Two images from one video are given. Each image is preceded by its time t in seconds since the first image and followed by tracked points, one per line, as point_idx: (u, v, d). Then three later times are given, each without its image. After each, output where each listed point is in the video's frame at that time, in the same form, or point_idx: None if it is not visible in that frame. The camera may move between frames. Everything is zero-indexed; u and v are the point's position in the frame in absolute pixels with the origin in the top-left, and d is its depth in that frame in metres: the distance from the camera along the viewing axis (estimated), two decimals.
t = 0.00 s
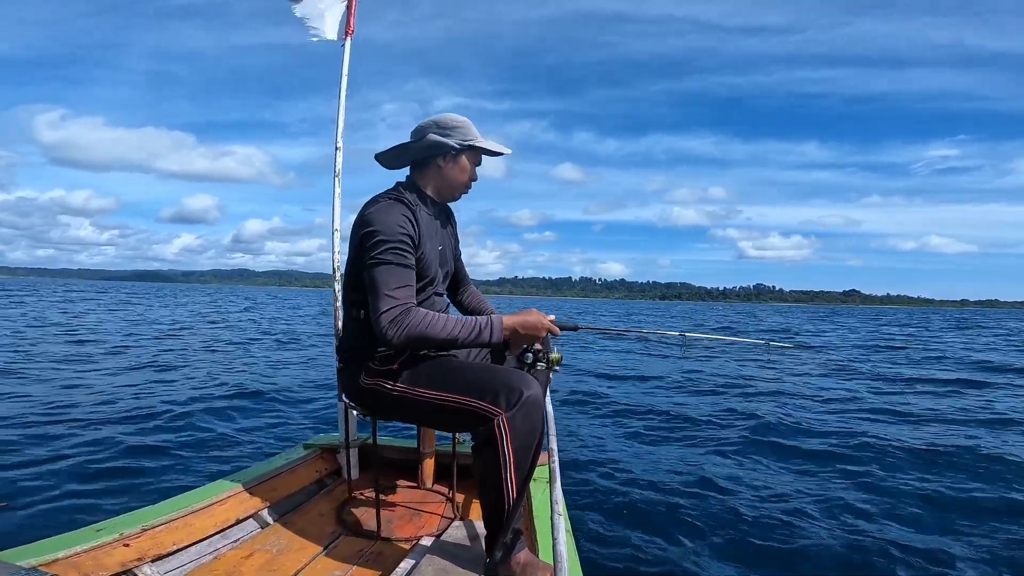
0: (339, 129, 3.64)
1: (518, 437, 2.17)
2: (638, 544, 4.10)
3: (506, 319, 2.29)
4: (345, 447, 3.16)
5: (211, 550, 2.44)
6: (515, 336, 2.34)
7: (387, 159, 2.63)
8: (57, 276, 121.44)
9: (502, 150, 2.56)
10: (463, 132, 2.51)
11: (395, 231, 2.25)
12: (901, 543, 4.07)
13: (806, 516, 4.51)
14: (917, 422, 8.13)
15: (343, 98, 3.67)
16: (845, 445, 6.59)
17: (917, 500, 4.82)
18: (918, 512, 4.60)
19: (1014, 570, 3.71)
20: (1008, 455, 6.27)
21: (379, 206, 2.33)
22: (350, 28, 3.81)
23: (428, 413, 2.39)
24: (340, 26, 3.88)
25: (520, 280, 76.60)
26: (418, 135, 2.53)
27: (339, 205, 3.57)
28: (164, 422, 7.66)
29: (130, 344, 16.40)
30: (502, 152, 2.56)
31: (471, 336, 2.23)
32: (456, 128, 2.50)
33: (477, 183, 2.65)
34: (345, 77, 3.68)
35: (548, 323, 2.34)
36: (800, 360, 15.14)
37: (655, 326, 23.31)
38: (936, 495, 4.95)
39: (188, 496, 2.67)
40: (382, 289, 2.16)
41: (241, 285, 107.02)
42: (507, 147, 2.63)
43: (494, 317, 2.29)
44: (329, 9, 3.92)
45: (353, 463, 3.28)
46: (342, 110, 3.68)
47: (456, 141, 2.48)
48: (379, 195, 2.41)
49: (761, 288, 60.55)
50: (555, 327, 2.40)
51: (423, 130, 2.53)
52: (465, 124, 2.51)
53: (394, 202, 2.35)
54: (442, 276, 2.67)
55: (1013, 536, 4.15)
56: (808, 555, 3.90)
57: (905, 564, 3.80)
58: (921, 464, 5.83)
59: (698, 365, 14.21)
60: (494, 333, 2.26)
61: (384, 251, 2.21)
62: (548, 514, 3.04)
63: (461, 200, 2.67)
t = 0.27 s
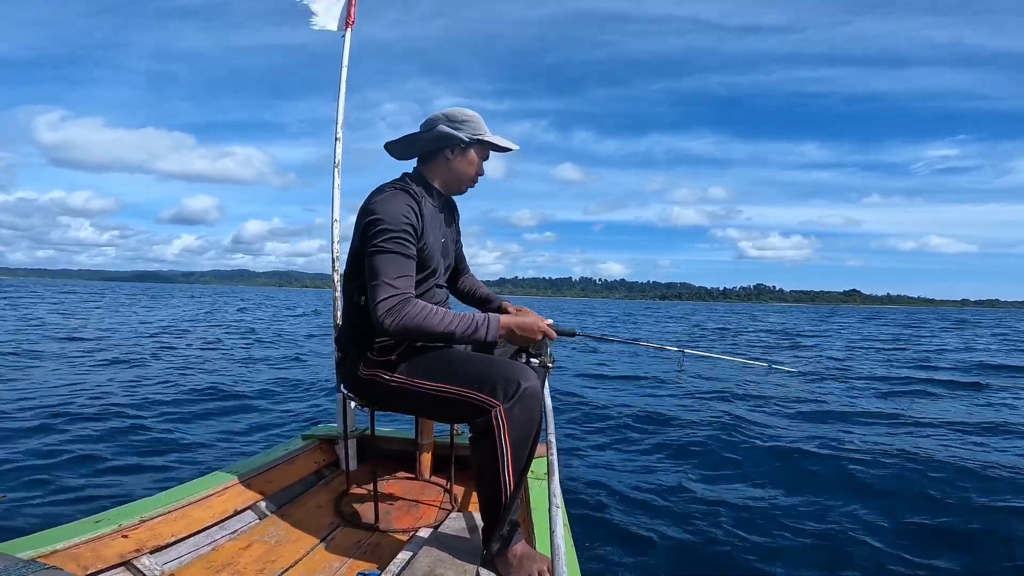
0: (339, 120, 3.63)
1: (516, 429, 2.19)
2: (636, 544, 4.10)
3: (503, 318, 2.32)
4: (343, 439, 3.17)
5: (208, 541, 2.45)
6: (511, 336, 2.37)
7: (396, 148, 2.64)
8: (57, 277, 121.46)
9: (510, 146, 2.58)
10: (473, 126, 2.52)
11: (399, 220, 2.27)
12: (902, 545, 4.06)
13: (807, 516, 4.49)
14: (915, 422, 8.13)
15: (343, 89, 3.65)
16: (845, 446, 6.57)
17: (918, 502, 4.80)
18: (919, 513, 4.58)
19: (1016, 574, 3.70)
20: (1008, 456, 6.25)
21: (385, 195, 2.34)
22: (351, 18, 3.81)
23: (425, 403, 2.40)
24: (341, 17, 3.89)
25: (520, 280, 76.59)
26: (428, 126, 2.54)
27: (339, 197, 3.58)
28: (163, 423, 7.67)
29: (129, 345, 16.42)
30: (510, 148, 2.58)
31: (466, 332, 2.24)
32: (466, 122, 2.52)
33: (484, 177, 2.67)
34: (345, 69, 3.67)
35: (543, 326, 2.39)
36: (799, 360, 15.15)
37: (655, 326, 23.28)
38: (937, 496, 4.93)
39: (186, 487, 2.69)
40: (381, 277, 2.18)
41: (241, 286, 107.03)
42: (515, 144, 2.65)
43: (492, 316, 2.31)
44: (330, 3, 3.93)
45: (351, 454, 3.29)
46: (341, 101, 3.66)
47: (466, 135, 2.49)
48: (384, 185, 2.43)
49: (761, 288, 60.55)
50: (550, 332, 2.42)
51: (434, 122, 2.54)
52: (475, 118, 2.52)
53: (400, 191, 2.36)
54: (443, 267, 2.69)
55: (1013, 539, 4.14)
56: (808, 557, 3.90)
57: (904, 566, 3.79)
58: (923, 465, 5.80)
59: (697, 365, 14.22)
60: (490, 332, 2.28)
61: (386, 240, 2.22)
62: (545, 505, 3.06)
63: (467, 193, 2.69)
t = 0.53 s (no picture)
0: (338, 117, 3.64)
1: (516, 424, 2.19)
2: (636, 544, 4.10)
3: (505, 326, 2.33)
4: (344, 435, 3.18)
5: (211, 538, 2.47)
6: (513, 345, 2.38)
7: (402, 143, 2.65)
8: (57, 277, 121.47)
9: (515, 142, 2.59)
10: (478, 122, 2.53)
11: (403, 216, 2.27)
12: (904, 545, 4.05)
13: (809, 516, 4.49)
14: (915, 421, 8.13)
15: (341, 85, 3.65)
16: (847, 446, 6.57)
17: (920, 502, 4.78)
18: (919, 513, 4.57)
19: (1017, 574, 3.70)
20: (1011, 457, 6.24)
21: (389, 190, 2.35)
22: (348, 13, 3.82)
23: (426, 399, 2.41)
24: (339, 13, 3.89)
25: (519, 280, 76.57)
26: (434, 121, 2.55)
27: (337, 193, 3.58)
28: (163, 423, 7.67)
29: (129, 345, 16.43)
30: (515, 143, 2.59)
31: (467, 335, 2.27)
32: (472, 117, 2.52)
33: (488, 173, 2.68)
34: (343, 65, 3.68)
35: (545, 338, 2.35)
36: (799, 360, 15.14)
37: (657, 326, 23.28)
38: (940, 496, 4.92)
39: (187, 484, 2.69)
40: (384, 273, 2.19)
41: (240, 286, 107.01)
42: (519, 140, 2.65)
43: (494, 321, 2.33)
44: None
45: (352, 450, 3.30)
46: (338, 97, 3.66)
47: (471, 130, 2.50)
48: (389, 180, 2.44)
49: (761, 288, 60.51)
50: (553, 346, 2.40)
51: (439, 116, 2.54)
52: (480, 114, 2.53)
53: (404, 187, 2.37)
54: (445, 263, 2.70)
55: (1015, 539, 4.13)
56: (809, 556, 3.89)
57: (906, 566, 3.78)
58: (925, 466, 5.79)
59: (697, 364, 14.21)
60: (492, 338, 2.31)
61: (389, 236, 2.24)
62: (547, 501, 3.06)
63: (471, 188, 2.70)
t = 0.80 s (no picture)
0: (337, 118, 3.63)
1: (508, 427, 2.18)
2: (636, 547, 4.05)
3: (467, 276, 2.11)
4: (342, 437, 3.17)
5: (210, 539, 2.46)
6: (485, 293, 2.15)
7: (395, 145, 2.64)
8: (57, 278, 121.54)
9: (507, 144, 2.60)
10: (471, 122, 2.52)
11: (375, 215, 2.27)
12: (906, 546, 4.03)
13: (810, 516, 4.47)
14: (917, 421, 8.12)
15: (340, 86, 3.65)
16: (847, 446, 6.55)
17: (922, 502, 4.77)
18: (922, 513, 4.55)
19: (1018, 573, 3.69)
20: (1012, 457, 6.22)
21: (367, 192, 2.36)
22: (347, 16, 3.82)
23: (421, 402, 2.40)
24: (337, 16, 3.89)
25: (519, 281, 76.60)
26: (426, 123, 2.54)
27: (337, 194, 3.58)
28: (164, 423, 7.68)
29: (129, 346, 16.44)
30: (507, 145, 2.60)
31: (432, 303, 2.12)
32: (464, 118, 2.52)
33: (480, 174, 2.68)
34: (342, 66, 3.67)
35: (513, 273, 2.11)
36: (799, 359, 15.15)
37: (657, 325, 23.25)
38: (941, 497, 4.90)
39: (187, 486, 2.69)
40: (352, 270, 2.18)
41: (239, 286, 107.01)
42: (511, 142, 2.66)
43: (454, 276, 2.13)
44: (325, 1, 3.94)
45: (352, 451, 3.30)
46: (338, 98, 3.65)
47: (464, 131, 2.49)
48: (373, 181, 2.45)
49: (760, 288, 60.52)
50: (531, 279, 2.10)
51: (431, 118, 2.54)
52: (474, 115, 2.52)
53: (383, 188, 2.38)
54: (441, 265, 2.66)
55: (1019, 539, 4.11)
56: (812, 556, 3.87)
57: (909, 567, 3.76)
58: (926, 466, 5.77)
59: (697, 364, 14.22)
60: (456, 294, 2.12)
61: (361, 234, 2.24)
62: (546, 501, 3.05)
63: (462, 190, 2.70)
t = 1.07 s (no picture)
0: (341, 121, 3.63)
1: (507, 431, 2.17)
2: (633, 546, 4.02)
3: (436, 244, 2.00)
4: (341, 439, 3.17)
5: (205, 540, 2.45)
6: (459, 256, 2.01)
7: (387, 150, 2.64)
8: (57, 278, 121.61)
9: (499, 146, 2.59)
10: (463, 126, 2.51)
11: (359, 215, 2.26)
12: (906, 545, 4.01)
13: (809, 515, 4.46)
14: (917, 421, 8.12)
15: (344, 91, 3.64)
16: (849, 446, 6.52)
17: (924, 503, 4.74)
18: (923, 514, 4.53)
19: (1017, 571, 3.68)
20: (1014, 458, 6.19)
21: (353, 195, 2.36)
22: (352, 18, 3.80)
23: (419, 405, 2.39)
24: (342, 18, 3.88)
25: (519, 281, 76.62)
26: (418, 127, 2.53)
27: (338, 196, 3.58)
28: (164, 423, 7.68)
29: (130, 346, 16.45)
30: (499, 148, 2.59)
31: (408, 282, 2.00)
32: (456, 121, 2.51)
33: (472, 177, 2.67)
34: (346, 69, 3.66)
35: (482, 226, 1.96)
36: (800, 359, 15.15)
37: (658, 325, 23.21)
38: (943, 498, 4.87)
39: (182, 487, 2.68)
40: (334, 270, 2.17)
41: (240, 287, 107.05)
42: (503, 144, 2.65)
43: (426, 249, 2.02)
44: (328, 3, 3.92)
45: (350, 454, 3.29)
46: (342, 102, 3.65)
47: (455, 135, 2.49)
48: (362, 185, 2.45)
49: (761, 288, 60.50)
50: (498, 225, 1.97)
51: (423, 122, 2.53)
52: (465, 119, 2.52)
53: (369, 190, 2.38)
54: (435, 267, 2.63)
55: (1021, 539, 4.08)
56: (812, 555, 3.85)
57: (909, 565, 3.74)
58: (928, 468, 5.75)
59: (698, 364, 14.22)
60: (429, 265, 2.00)
61: (345, 235, 2.23)
62: (544, 506, 3.05)
63: (455, 193, 2.70)
